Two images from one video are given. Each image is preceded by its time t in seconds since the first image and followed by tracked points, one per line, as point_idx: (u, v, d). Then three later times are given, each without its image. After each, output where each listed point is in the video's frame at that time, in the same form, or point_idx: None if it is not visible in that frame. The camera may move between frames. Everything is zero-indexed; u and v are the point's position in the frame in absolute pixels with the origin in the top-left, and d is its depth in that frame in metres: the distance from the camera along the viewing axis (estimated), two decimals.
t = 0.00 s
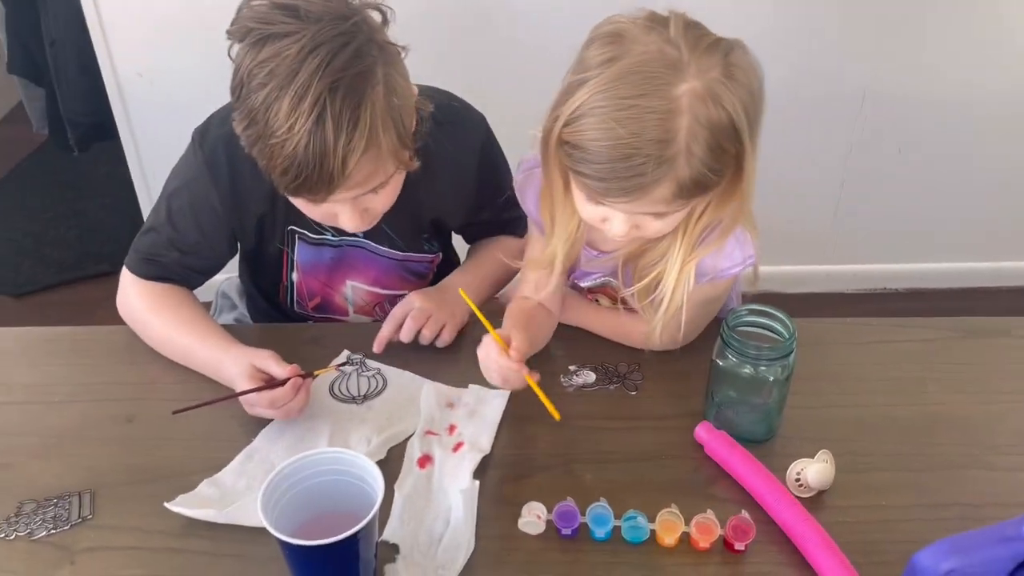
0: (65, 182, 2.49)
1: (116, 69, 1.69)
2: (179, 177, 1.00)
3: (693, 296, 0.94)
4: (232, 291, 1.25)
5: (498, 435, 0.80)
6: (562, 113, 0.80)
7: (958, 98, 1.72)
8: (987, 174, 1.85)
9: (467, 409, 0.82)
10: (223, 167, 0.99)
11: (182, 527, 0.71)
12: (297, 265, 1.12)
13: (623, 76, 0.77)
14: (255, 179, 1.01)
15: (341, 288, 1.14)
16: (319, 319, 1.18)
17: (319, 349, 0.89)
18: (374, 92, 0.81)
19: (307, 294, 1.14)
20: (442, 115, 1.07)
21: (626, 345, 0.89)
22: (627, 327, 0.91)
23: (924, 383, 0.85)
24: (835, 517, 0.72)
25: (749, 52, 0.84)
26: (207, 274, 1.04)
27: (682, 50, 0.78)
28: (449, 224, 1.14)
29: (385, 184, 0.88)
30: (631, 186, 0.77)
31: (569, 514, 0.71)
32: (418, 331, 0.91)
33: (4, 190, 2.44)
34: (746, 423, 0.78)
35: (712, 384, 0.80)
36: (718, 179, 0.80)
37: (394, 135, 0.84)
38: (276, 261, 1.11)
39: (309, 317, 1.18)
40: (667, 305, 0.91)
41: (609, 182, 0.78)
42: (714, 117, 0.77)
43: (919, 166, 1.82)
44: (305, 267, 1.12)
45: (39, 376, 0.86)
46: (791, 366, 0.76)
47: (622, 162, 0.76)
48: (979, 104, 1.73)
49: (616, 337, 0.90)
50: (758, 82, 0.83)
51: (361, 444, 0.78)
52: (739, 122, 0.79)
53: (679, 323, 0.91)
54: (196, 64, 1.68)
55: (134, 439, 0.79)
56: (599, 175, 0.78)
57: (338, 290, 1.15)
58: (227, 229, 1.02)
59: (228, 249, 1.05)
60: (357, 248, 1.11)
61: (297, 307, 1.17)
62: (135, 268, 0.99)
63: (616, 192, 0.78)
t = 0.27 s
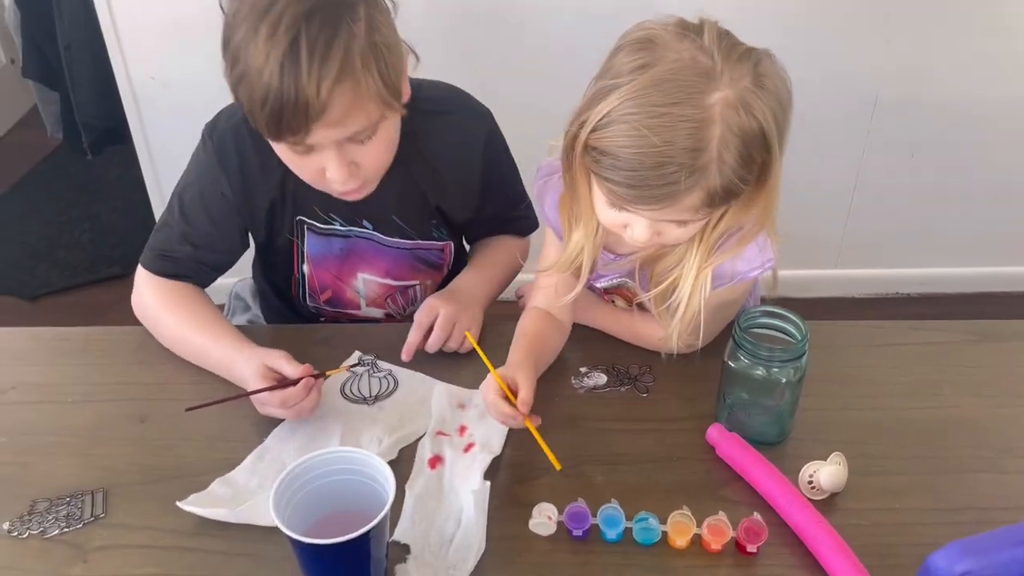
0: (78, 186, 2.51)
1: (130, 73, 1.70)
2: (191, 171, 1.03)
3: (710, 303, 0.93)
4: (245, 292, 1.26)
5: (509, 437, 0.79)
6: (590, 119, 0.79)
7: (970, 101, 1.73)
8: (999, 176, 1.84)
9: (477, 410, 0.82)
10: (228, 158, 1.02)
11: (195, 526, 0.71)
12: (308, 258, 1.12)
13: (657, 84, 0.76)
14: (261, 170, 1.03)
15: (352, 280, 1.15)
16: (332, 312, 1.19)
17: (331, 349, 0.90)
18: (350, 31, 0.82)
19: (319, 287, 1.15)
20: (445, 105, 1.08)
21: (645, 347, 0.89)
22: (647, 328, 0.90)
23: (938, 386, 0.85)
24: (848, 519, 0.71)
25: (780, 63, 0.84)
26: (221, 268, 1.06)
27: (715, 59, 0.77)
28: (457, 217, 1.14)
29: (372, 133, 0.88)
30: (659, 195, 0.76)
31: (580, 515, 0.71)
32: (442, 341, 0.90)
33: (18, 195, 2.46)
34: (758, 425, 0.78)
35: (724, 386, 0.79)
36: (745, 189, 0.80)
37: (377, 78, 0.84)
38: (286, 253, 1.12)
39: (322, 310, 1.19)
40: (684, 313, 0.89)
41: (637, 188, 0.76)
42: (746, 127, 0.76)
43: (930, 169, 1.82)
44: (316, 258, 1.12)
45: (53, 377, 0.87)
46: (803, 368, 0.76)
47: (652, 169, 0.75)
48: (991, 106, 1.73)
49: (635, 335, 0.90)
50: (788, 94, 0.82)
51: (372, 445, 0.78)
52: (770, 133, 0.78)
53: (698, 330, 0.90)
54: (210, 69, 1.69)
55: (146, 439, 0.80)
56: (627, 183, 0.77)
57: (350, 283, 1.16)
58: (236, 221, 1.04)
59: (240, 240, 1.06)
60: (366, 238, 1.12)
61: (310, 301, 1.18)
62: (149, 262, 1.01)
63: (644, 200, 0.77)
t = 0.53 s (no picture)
0: (84, 189, 2.51)
1: (136, 75, 1.70)
2: (194, 163, 1.05)
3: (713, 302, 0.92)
4: (250, 292, 1.27)
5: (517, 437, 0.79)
6: (596, 121, 0.79)
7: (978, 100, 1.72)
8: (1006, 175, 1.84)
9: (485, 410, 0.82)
10: (232, 143, 1.04)
11: (202, 526, 0.71)
12: (306, 237, 1.13)
13: (664, 85, 0.75)
14: (264, 154, 1.05)
15: (351, 259, 1.15)
16: (333, 295, 1.20)
17: (337, 350, 0.90)
18: None
19: (318, 269, 1.16)
20: (436, 83, 1.10)
21: (648, 346, 0.89)
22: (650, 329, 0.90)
23: (946, 385, 0.84)
24: (857, 519, 0.71)
25: (784, 60, 0.83)
26: (228, 259, 1.06)
27: (722, 58, 0.77)
28: (456, 198, 1.15)
29: (341, 60, 0.90)
30: (667, 197, 0.76)
31: (587, 515, 0.71)
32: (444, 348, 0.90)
33: (25, 198, 2.47)
34: (766, 425, 0.77)
35: (731, 385, 0.79)
36: (752, 188, 0.80)
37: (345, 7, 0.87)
38: (284, 232, 1.13)
39: (323, 294, 1.20)
40: (687, 313, 0.89)
41: (646, 189, 0.76)
42: (754, 126, 0.76)
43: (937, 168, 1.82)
44: (314, 237, 1.13)
45: (61, 378, 0.87)
46: (812, 367, 0.76)
47: (660, 171, 0.75)
48: (998, 105, 1.73)
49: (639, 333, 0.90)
50: (791, 90, 0.82)
51: (379, 445, 0.78)
52: (776, 131, 0.78)
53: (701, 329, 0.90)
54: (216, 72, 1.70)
55: (153, 439, 0.80)
56: (635, 185, 0.76)
57: (349, 262, 1.16)
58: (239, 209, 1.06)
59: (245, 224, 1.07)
60: (363, 217, 1.12)
61: (310, 285, 1.18)
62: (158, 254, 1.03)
63: (651, 202, 0.77)
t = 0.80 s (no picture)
0: (89, 193, 2.52)
1: (138, 80, 1.71)
2: (198, 159, 1.07)
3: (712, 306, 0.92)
4: (255, 295, 1.27)
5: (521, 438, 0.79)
6: (590, 131, 0.78)
7: (981, 98, 1.71)
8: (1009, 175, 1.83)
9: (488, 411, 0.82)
10: (232, 133, 1.06)
11: (204, 529, 0.71)
12: (307, 225, 1.15)
13: (656, 94, 0.75)
14: (263, 144, 1.08)
15: (352, 245, 1.17)
16: (336, 283, 1.21)
17: (339, 353, 0.90)
18: None
19: (321, 256, 1.17)
20: (426, 67, 1.12)
21: (646, 345, 0.89)
22: (649, 330, 0.90)
23: (950, 384, 0.84)
24: (862, 519, 0.71)
25: (778, 66, 0.83)
26: (234, 252, 1.07)
27: (714, 66, 0.77)
28: (453, 181, 1.15)
29: (323, 30, 0.91)
30: (663, 205, 0.76)
31: (590, 515, 0.70)
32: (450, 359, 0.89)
33: (29, 203, 2.48)
34: (770, 425, 0.77)
35: (734, 386, 0.79)
36: (748, 195, 0.79)
37: None
38: (286, 222, 1.15)
39: (327, 282, 1.20)
40: (686, 316, 0.88)
41: (641, 199, 0.76)
42: (748, 134, 0.76)
43: (939, 168, 1.82)
44: (315, 223, 1.15)
45: (63, 382, 0.87)
46: (815, 367, 0.76)
47: (655, 181, 0.75)
48: (1000, 105, 1.72)
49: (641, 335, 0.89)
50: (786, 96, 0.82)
51: (382, 446, 0.78)
52: (771, 137, 0.78)
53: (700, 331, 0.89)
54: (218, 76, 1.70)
55: (156, 443, 0.80)
56: (629, 194, 0.76)
57: (351, 248, 1.17)
58: (242, 200, 1.07)
59: (249, 216, 1.09)
60: (361, 202, 1.14)
61: (314, 274, 1.19)
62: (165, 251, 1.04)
63: (647, 211, 0.77)
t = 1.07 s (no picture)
0: (87, 201, 2.53)
1: (133, 88, 1.72)
2: (189, 166, 1.08)
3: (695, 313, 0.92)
4: (249, 303, 1.27)
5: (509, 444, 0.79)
6: (572, 140, 0.79)
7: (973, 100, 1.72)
8: (1003, 176, 1.84)
9: (476, 417, 0.83)
10: (221, 137, 1.07)
11: (193, 537, 0.71)
12: (296, 228, 1.16)
13: (637, 105, 0.76)
14: (252, 147, 1.09)
15: (343, 248, 1.18)
16: (328, 287, 1.22)
17: (330, 360, 0.90)
18: None
19: (311, 259, 1.18)
20: (412, 69, 1.13)
21: (634, 351, 0.90)
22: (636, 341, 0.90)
23: (938, 387, 0.84)
24: (847, 523, 0.71)
25: (759, 75, 0.84)
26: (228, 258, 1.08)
27: (695, 76, 0.77)
28: (441, 183, 1.16)
29: (292, 26, 0.92)
30: (644, 214, 0.77)
31: (577, 521, 0.71)
32: (435, 367, 0.88)
33: (27, 212, 2.49)
34: (756, 429, 0.77)
35: (720, 391, 0.79)
36: (728, 204, 0.80)
37: None
38: (276, 226, 1.16)
39: (319, 286, 1.21)
40: (670, 323, 0.88)
41: (621, 208, 0.77)
42: (728, 144, 0.77)
43: (933, 170, 1.82)
44: (304, 226, 1.16)
45: (55, 391, 0.87)
46: (800, 371, 0.76)
47: (635, 191, 0.76)
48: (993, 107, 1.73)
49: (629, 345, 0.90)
50: (767, 104, 0.83)
51: (371, 453, 0.79)
52: (751, 147, 0.79)
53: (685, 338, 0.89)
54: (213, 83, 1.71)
55: (146, 451, 0.80)
56: (611, 203, 0.77)
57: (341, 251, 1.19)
58: (232, 204, 1.08)
59: (240, 220, 1.10)
60: (351, 204, 1.15)
61: (306, 277, 1.20)
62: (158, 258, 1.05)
63: (628, 220, 0.78)
